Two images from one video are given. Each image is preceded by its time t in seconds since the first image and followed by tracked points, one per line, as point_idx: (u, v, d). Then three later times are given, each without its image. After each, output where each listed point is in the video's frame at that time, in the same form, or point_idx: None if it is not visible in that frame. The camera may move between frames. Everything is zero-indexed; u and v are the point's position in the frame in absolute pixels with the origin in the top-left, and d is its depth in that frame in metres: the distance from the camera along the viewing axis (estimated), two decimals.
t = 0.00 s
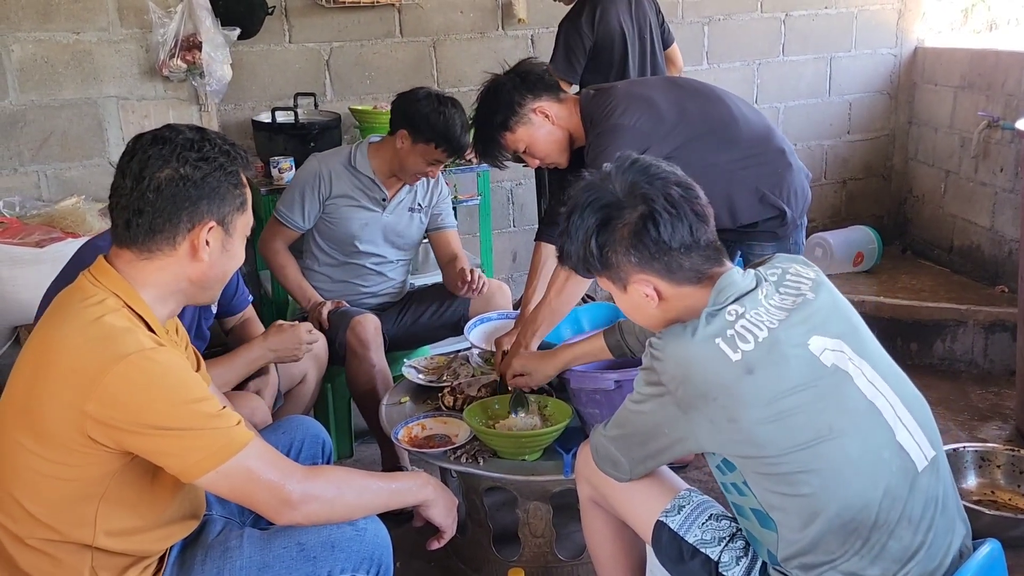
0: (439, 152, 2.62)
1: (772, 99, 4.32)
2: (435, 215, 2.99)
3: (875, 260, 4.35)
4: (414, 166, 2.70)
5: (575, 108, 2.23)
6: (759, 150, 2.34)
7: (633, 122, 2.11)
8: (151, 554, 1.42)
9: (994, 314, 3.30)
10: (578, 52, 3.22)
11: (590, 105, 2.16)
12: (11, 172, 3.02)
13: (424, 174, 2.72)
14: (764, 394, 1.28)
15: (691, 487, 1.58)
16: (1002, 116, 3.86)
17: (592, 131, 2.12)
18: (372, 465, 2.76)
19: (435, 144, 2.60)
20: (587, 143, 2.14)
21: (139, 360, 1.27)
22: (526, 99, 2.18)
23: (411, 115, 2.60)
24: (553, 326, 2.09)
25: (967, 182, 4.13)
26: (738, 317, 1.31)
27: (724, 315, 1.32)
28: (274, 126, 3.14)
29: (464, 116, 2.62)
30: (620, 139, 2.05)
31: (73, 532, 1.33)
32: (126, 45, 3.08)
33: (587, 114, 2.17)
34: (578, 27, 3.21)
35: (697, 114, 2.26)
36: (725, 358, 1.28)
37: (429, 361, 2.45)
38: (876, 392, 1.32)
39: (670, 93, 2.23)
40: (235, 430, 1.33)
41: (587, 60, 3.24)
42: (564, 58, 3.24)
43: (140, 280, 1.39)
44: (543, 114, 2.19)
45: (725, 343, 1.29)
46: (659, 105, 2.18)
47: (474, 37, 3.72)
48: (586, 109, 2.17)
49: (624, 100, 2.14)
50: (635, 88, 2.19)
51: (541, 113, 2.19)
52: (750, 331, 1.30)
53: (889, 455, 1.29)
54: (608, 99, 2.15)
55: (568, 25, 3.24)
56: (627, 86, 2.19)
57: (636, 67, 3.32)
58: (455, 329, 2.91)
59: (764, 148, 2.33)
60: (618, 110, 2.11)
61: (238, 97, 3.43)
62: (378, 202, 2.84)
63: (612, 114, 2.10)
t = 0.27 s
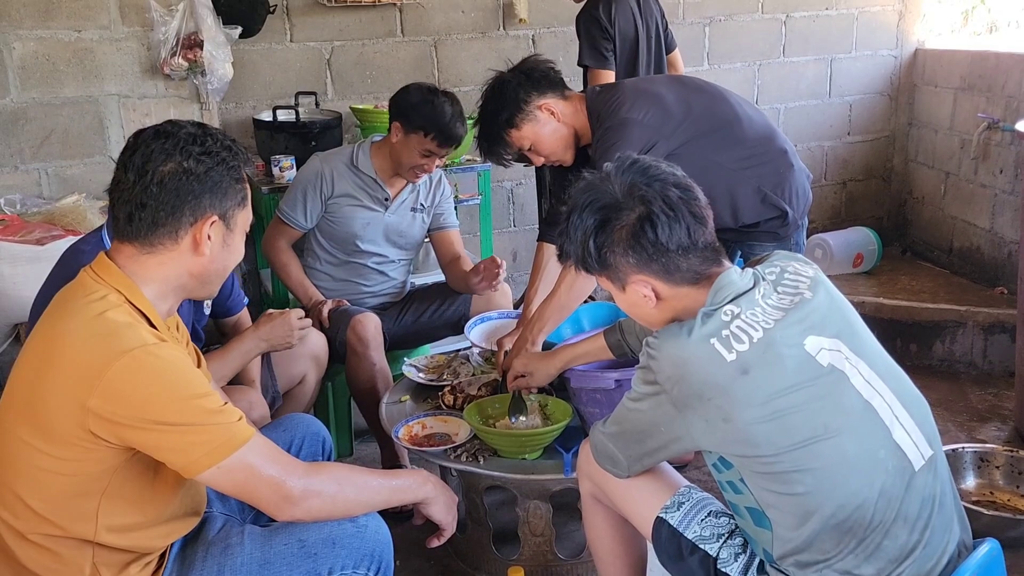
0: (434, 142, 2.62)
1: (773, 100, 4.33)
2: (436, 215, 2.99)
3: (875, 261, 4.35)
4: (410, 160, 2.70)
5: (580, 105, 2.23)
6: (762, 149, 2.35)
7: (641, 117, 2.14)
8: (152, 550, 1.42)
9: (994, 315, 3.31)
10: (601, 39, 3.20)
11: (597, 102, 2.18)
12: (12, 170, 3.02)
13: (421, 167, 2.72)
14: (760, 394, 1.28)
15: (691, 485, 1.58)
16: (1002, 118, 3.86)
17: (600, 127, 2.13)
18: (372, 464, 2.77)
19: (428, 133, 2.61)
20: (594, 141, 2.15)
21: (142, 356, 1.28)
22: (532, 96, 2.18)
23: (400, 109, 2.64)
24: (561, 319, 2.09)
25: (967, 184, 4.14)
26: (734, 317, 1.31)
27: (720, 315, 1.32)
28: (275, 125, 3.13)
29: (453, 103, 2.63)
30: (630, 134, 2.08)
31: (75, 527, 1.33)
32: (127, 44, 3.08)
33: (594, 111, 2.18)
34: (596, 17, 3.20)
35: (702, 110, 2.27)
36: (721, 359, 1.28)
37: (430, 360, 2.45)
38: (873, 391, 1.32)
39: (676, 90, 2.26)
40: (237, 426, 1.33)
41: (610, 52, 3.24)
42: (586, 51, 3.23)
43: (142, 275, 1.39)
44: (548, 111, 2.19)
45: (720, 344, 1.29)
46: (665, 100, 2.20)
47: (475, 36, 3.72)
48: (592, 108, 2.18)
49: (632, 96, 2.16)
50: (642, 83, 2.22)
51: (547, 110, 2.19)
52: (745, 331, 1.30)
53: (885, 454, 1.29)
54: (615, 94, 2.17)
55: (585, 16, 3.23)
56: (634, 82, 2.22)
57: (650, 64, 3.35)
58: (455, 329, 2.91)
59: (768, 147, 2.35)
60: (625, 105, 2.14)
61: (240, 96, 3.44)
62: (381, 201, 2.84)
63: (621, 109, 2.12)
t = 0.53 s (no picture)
0: (413, 125, 2.67)
1: (772, 106, 4.34)
2: (435, 219, 2.99)
3: (873, 267, 4.36)
4: (394, 149, 2.73)
5: (585, 109, 2.23)
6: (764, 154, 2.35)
7: (647, 116, 2.14)
8: (151, 552, 1.43)
9: (992, 321, 3.32)
10: (620, 36, 3.25)
11: (601, 104, 2.19)
12: (12, 172, 3.02)
13: (406, 158, 2.74)
14: (756, 398, 1.29)
15: (689, 488, 1.59)
16: (1000, 124, 3.87)
17: (606, 129, 2.13)
18: (370, 467, 2.77)
19: (406, 117, 2.66)
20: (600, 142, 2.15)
21: (141, 361, 1.28)
22: (536, 99, 2.19)
23: (376, 106, 2.72)
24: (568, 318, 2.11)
25: (965, 190, 4.15)
26: (730, 321, 1.32)
27: (716, 319, 1.32)
28: (275, 127, 3.14)
29: (425, 86, 2.70)
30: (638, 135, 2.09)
31: (74, 530, 1.34)
32: (128, 46, 3.09)
33: (598, 113, 2.18)
34: (616, 13, 3.25)
35: (706, 112, 2.27)
36: (717, 363, 1.29)
37: (428, 363, 2.45)
38: (867, 395, 1.33)
39: (682, 91, 2.26)
40: (236, 430, 1.33)
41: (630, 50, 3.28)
42: (608, 49, 3.26)
43: (142, 281, 1.40)
44: (552, 114, 2.20)
45: (717, 348, 1.29)
46: (671, 99, 2.21)
47: (475, 40, 3.73)
48: (597, 109, 2.19)
49: (639, 95, 2.17)
50: (648, 84, 2.23)
51: (551, 114, 2.20)
52: (741, 335, 1.30)
53: (880, 457, 1.30)
54: (621, 95, 2.18)
55: (604, 16, 3.27)
56: (640, 83, 2.22)
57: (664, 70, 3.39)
58: (454, 332, 2.92)
59: (771, 150, 2.36)
60: (632, 104, 2.14)
61: (240, 99, 3.44)
62: (376, 207, 2.85)
63: (628, 109, 2.12)
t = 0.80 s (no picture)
0: (397, 130, 2.67)
1: (771, 113, 4.35)
2: (431, 226, 2.99)
3: (872, 274, 4.36)
4: (379, 156, 2.74)
5: (585, 118, 2.25)
6: (763, 162, 2.36)
7: (647, 126, 2.13)
8: (148, 559, 1.44)
9: (989, 329, 3.32)
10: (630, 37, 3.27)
11: (602, 113, 2.19)
12: (11, 176, 3.03)
13: (392, 163, 2.74)
14: (749, 408, 1.29)
15: (685, 496, 1.59)
16: (999, 133, 3.88)
17: (607, 139, 2.13)
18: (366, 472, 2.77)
19: (388, 122, 2.67)
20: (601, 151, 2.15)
21: (137, 372, 1.28)
22: (537, 109, 2.19)
23: (360, 114, 2.74)
24: (570, 326, 2.12)
25: (963, 198, 4.16)
26: (721, 331, 1.32)
27: (708, 329, 1.32)
28: (275, 132, 3.15)
29: (406, 90, 2.72)
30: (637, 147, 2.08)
31: (71, 538, 1.34)
32: (128, 51, 3.09)
33: (598, 122, 2.19)
34: (629, 14, 3.26)
35: (707, 121, 2.28)
36: (710, 372, 1.29)
37: (426, 369, 2.45)
38: (858, 403, 1.33)
39: (682, 100, 2.27)
40: (232, 441, 1.34)
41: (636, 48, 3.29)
42: (618, 41, 3.27)
43: (142, 290, 1.41)
44: (552, 124, 2.21)
45: (710, 358, 1.30)
46: (671, 109, 2.21)
47: (474, 47, 3.74)
48: (597, 118, 2.20)
49: (638, 105, 2.17)
50: (648, 93, 2.22)
51: (551, 124, 2.21)
52: (733, 345, 1.31)
53: (873, 465, 1.30)
54: (620, 105, 2.18)
55: (619, 9, 3.27)
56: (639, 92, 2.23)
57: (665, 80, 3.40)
58: (451, 338, 2.92)
59: (770, 159, 2.37)
60: (632, 115, 2.13)
61: (239, 104, 3.45)
62: (366, 214, 2.85)
63: (628, 119, 2.12)
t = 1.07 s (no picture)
0: (395, 131, 2.67)
1: (774, 114, 4.35)
2: (434, 225, 2.99)
3: (874, 276, 4.37)
4: (378, 156, 2.75)
5: (586, 121, 2.24)
6: (765, 163, 2.36)
7: (647, 134, 2.13)
8: (153, 556, 1.44)
9: (991, 331, 3.32)
10: (610, 36, 3.31)
11: (602, 118, 2.18)
12: (15, 173, 3.04)
13: (390, 163, 2.75)
14: (750, 410, 1.29)
15: (688, 496, 1.59)
16: (1001, 135, 3.88)
17: (606, 144, 2.13)
18: (368, 471, 2.77)
19: (385, 123, 2.67)
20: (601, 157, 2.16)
21: (142, 371, 1.29)
22: (539, 113, 2.20)
23: (359, 113, 2.74)
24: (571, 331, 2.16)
25: (966, 200, 4.16)
26: (723, 333, 1.32)
27: (709, 331, 1.32)
28: (278, 131, 3.16)
29: (404, 89, 2.70)
30: (635, 151, 2.09)
31: (77, 535, 1.34)
32: (132, 49, 3.10)
33: (598, 126, 2.18)
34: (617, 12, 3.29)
35: (706, 124, 2.28)
36: (711, 375, 1.29)
37: (428, 368, 2.46)
38: (860, 404, 1.33)
39: (681, 104, 2.26)
40: (237, 441, 1.34)
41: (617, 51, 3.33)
42: (599, 43, 3.32)
43: (151, 290, 1.42)
44: (555, 128, 2.21)
45: (712, 360, 1.30)
46: (671, 115, 2.21)
47: (477, 47, 3.74)
48: (599, 122, 2.19)
49: (637, 111, 2.17)
50: (647, 99, 2.23)
51: (554, 127, 2.21)
52: (735, 347, 1.31)
53: (874, 466, 1.30)
54: (620, 110, 2.17)
55: (608, 9, 3.30)
56: (640, 97, 2.22)
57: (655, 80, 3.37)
58: (453, 337, 2.92)
59: (771, 161, 2.37)
60: (631, 122, 2.13)
61: (243, 103, 3.46)
62: (370, 212, 2.86)
63: (628, 126, 2.12)
